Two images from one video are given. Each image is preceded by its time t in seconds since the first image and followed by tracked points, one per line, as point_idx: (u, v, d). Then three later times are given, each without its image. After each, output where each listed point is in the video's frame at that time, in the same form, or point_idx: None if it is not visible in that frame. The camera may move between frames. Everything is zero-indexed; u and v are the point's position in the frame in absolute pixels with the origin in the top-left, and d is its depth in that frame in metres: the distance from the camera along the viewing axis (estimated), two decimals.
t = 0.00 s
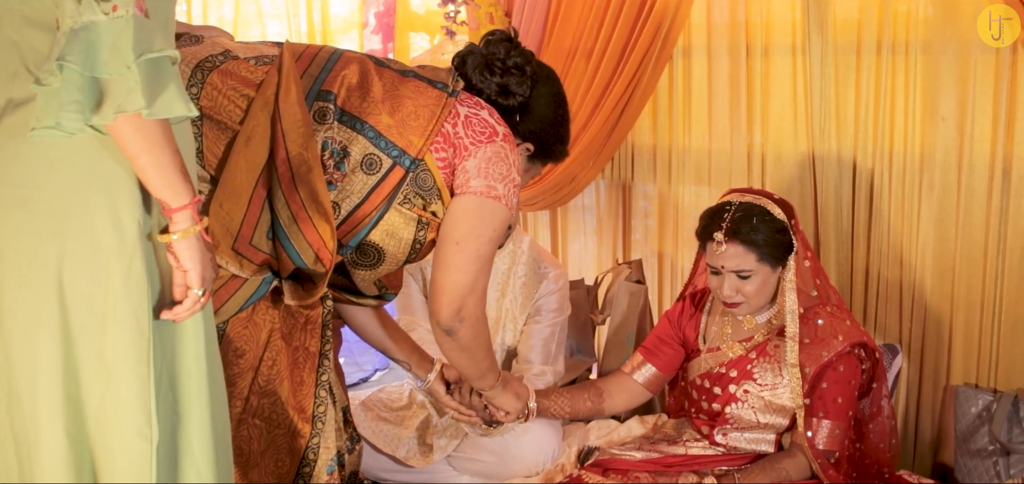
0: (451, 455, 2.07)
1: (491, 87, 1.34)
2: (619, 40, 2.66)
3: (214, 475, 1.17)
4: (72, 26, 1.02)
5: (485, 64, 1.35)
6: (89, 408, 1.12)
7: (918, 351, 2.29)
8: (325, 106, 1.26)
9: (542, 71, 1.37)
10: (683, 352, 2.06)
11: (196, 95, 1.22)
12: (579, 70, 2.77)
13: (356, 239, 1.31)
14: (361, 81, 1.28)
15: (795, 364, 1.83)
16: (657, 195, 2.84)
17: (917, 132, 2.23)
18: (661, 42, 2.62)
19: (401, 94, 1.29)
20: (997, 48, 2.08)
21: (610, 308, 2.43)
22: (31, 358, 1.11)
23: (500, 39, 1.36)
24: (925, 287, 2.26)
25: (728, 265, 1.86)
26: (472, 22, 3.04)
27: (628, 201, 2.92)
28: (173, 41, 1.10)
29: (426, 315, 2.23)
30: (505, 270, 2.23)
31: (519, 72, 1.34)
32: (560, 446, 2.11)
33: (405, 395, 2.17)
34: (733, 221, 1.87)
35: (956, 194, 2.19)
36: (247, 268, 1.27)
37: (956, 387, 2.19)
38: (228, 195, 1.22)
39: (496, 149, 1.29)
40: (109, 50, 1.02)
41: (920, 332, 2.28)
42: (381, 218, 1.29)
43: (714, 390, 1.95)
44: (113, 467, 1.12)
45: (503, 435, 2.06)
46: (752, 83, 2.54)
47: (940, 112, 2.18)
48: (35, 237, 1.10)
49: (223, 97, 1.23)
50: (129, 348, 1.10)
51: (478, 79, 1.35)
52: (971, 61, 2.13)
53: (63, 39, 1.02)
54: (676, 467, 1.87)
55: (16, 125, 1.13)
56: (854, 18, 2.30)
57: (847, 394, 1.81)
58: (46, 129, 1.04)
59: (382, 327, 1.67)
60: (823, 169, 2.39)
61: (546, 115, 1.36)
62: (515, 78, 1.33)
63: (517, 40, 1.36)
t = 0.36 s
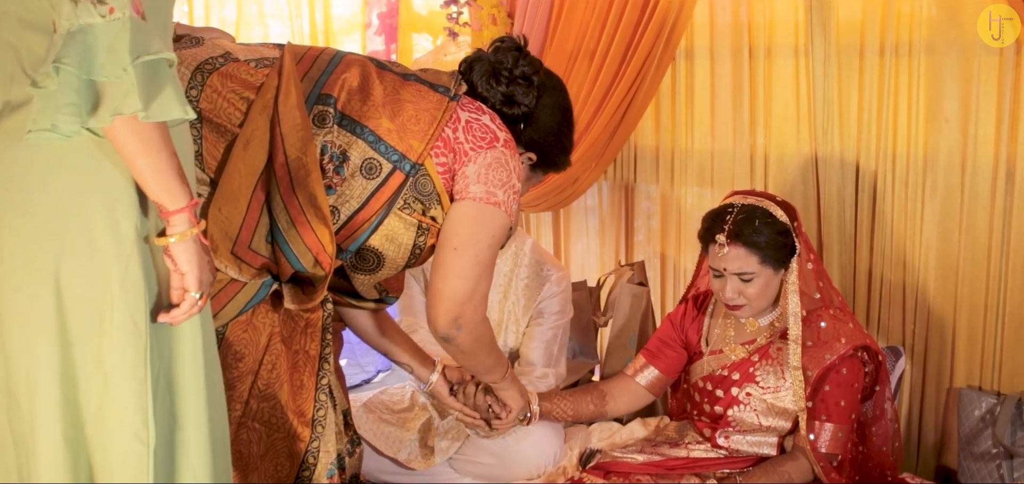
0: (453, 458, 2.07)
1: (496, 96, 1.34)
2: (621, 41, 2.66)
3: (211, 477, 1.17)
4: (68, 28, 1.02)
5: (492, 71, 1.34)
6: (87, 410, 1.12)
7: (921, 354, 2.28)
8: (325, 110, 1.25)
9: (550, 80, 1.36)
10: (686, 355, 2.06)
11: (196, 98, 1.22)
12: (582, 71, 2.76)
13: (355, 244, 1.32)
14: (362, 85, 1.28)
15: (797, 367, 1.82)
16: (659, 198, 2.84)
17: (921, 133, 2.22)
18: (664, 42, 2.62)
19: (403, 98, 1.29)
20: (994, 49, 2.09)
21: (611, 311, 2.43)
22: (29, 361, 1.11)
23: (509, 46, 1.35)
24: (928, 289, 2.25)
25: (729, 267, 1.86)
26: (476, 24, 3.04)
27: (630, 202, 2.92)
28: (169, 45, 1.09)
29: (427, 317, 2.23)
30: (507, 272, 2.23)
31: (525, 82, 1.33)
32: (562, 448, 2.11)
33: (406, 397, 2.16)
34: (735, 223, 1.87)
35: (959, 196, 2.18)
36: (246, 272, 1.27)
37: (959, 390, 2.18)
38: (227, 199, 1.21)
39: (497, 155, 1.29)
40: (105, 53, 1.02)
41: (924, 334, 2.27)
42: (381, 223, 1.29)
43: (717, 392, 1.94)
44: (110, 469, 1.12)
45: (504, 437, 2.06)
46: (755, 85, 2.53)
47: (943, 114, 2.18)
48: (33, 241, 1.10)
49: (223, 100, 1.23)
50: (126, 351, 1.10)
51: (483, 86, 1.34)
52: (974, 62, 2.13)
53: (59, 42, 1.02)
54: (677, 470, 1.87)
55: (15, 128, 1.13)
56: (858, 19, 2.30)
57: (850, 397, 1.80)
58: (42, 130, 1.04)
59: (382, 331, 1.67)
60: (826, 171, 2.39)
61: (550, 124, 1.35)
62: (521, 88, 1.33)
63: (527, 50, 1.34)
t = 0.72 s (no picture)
0: (456, 457, 2.07)
1: (501, 101, 1.33)
2: (624, 41, 2.66)
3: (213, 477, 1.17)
4: (71, 26, 1.02)
5: (498, 76, 1.34)
6: (91, 409, 1.12)
7: (924, 354, 2.28)
8: (327, 109, 1.26)
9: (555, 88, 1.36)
10: (688, 354, 2.06)
11: (199, 95, 1.21)
12: (585, 71, 2.76)
13: (357, 244, 1.32)
14: (365, 84, 1.28)
15: (800, 368, 1.82)
16: (662, 198, 2.83)
17: (924, 133, 2.22)
18: (667, 41, 2.62)
19: (406, 98, 1.29)
20: (994, 49, 2.10)
21: (614, 310, 2.44)
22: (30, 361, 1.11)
23: (516, 51, 1.35)
24: (930, 289, 2.25)
25: (732, 266, 1.85)
26: (478, 23, 3.00)
27: (633, 202, 2.92)
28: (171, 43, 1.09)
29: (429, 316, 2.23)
30: (510, 271, 2.22)
31: (531, 87, 1.33)
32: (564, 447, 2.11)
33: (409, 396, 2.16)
34: (738, 223, 1.87)
35: (963, 196, 2.18)
36: (249, 271, 1.26)
37: (962, 390, 2.18)
38: (230, 198, 1.21)
39: (499, 158, 1.28)
40: (108, 51, 1.02)
41: (926, 334, 2.27)
42: (383, 224, 1.29)
43: (719, 392, 1.94)
44: (113, 468, 1.12)
45: (506, 437, 2.06)
46: (758, 84, 2.53)
47: (946, 114, 2.18)
48: (33, 240, 1.10)
49: (226, 98, 1.22)
50: (128, 350, 1.10)
51: (490, 93, 1.34)
52: (978, 62, 2.13)
53: (62, 39, 1.02)
54: (679, 470, 1.86)
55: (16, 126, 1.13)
56: (861, 18, 2.30)
57: (853, 397, 1.80)
58: (44, 129, 1.03)
59: (383, 330, 1.68)
60: (829, 170, 2.38)
61: (553, 131, 1.35)
62: (526, 94, 1.33)
63: (534, 56, 1.35)
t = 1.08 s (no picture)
0: (457, 456, 2.07)
1: (502, 99, 1.33)
2: (625, 40, 2.66)
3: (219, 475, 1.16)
4: (83, 25, 1.02)
5: (499, 74, 1.34)
6: (98, 407, 1.12)
7: (926, 353, 2.28)
8: (325, 108, 1.26)
9: (557, 90, 1.36)
10: (690, 353, 2.06)
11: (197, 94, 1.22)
12: (586, 71, 2.76)
13: (357, 242, 1.31)
14: (364, 82, 1.28)
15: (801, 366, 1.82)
16: (664, 198, 2.84)
17: (926, 132, 2.22)
18: (669, 39, 2.62)
19: (404, 96, 1.29)
20: (994, 49, 2.10)
21: (616, 308, 2.43)
22: (33, 359, 1.10)
23: (518, 52, 1.35)
24: (932, 288, 2.25)
25: (733, 265, 1.86)
26: (479, 22, 2.99)
27: (635, 202, 2.92)
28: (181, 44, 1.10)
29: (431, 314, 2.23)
30: (512, 269, 2.21)
31: (531, 87, 1.33)
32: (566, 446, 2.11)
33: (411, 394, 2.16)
34: (739, 221, 1.87)
35: (964, 195, 2.18)
36: (248, 269, 1.26)
37: (963, 389, 2.18)
38: (229, 196, 1.21)
39: (496, 156, 1.28)
40: (121, 51, 1.03)
41: (928, 333, 2.27)
42: (382, 222, 1.29)
43: (721, 391, 1.94)
44: (121, 466, 1.12)
45: (507, 435, 2.06)
46: (760, 84, 2.53)
47: (948, 113, 2.18)
48: (37, 235, 1.09)
49: (224, 96, 1.23)
50: (135, 348, 1.10)
51: (490, 91, 1.34)
52: (979, 61, 2.13)
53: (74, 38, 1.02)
54: (681, 468, 1.87)
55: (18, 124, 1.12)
56: (862, 17, 2.29)
57: (854, 396, 1.81)
58: (54, 126, 1.05)
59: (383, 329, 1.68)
60: (830, 168, 2.39)
61: (554, 133, 1.35)
62: (527, 94, 1.32)
63: (536, 56, 1.35)
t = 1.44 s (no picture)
0: (456, 455, 2.08)
1: (500, 98, 1.33)
2: (625, 39, 2.66)
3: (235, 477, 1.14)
4: (139, 27, 1.02)
5: (498, 73, 1.34)
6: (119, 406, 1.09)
7: (925, 352, 2.28)
8: (322, 106, 1.25)
9: (554, 90, 1.36)
10: (689, 353, 2.06)
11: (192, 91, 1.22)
12: (585, 71, 2.76)
13: (355, 241, 1.31)
14: (361, 81, 1.28)
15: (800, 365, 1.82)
16: (664, 197, 2.84)
17: (925, 131, 2.22)
18: (668, 39, 2.63)
19: (402, 95, 1.30)
20: (994, 48, 2.11)
21: (615, 307, 2.44)
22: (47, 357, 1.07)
23: (516, 51, 1.35)
24: (932, 287, 2.25)
25: (732, 264, 1.86)
26: (479, 22, 3.01)
27: (635, 202, 2.92)
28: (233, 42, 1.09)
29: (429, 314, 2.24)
30: (510, 269, 2.22)
31: (530, 86, 1.32)
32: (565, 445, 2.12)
33: (410, 394, 2.16)
34: (737, 221, 1.87)
35: (964, 194, 2.18)
36: (246, 268, 1.26)
37: (963, 388, 2.18)
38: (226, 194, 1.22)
39: (493, 156, 1.28)
40: (182, 53, 1.03)
41: (928, 332, 2.26)
42: (379, 221, 1.29)
43: (720, 390, 1.94)
44: (139, 468, 1.09)
45: (506, 434, 2.06)
46: (759, 83, 2.53)
47: (947, 112, 2.18)
48: (52, 234, 1.06)
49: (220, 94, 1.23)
50: (156, 347, 1.07)
51: (488, 90, 1.34)
52: (979, 60, 2.13)
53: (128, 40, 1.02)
54: (680, 467, 1.87)
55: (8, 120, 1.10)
56: (861, 16, 2.30)
57: (853, 395, 1.81)
58: (114, 127, 1.03)
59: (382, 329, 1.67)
60: (830, 166, 2.39)
61: (553, 135, 1.36)
62: (525, 93, 1.32)
63: (534, 55, 1.35)
